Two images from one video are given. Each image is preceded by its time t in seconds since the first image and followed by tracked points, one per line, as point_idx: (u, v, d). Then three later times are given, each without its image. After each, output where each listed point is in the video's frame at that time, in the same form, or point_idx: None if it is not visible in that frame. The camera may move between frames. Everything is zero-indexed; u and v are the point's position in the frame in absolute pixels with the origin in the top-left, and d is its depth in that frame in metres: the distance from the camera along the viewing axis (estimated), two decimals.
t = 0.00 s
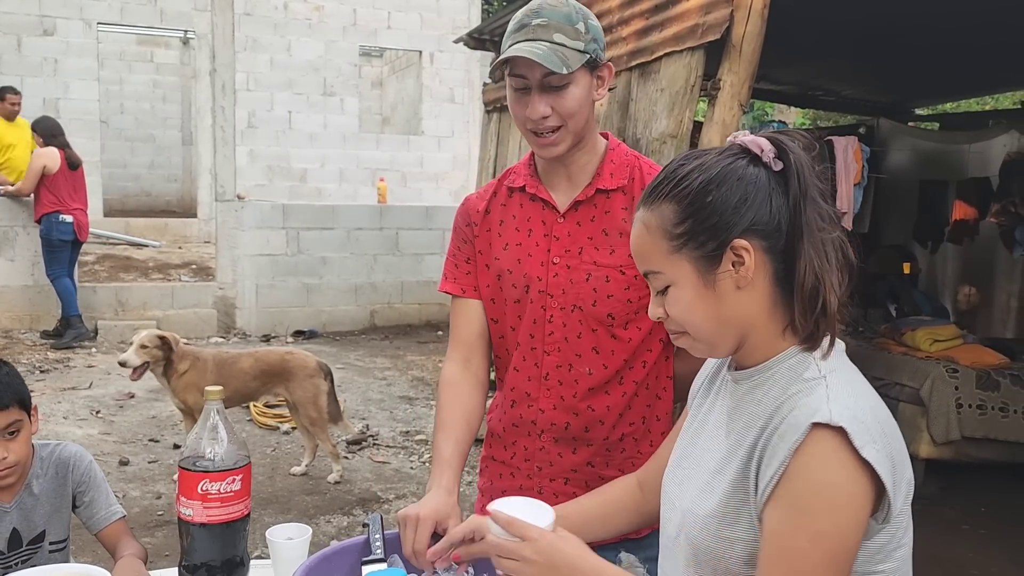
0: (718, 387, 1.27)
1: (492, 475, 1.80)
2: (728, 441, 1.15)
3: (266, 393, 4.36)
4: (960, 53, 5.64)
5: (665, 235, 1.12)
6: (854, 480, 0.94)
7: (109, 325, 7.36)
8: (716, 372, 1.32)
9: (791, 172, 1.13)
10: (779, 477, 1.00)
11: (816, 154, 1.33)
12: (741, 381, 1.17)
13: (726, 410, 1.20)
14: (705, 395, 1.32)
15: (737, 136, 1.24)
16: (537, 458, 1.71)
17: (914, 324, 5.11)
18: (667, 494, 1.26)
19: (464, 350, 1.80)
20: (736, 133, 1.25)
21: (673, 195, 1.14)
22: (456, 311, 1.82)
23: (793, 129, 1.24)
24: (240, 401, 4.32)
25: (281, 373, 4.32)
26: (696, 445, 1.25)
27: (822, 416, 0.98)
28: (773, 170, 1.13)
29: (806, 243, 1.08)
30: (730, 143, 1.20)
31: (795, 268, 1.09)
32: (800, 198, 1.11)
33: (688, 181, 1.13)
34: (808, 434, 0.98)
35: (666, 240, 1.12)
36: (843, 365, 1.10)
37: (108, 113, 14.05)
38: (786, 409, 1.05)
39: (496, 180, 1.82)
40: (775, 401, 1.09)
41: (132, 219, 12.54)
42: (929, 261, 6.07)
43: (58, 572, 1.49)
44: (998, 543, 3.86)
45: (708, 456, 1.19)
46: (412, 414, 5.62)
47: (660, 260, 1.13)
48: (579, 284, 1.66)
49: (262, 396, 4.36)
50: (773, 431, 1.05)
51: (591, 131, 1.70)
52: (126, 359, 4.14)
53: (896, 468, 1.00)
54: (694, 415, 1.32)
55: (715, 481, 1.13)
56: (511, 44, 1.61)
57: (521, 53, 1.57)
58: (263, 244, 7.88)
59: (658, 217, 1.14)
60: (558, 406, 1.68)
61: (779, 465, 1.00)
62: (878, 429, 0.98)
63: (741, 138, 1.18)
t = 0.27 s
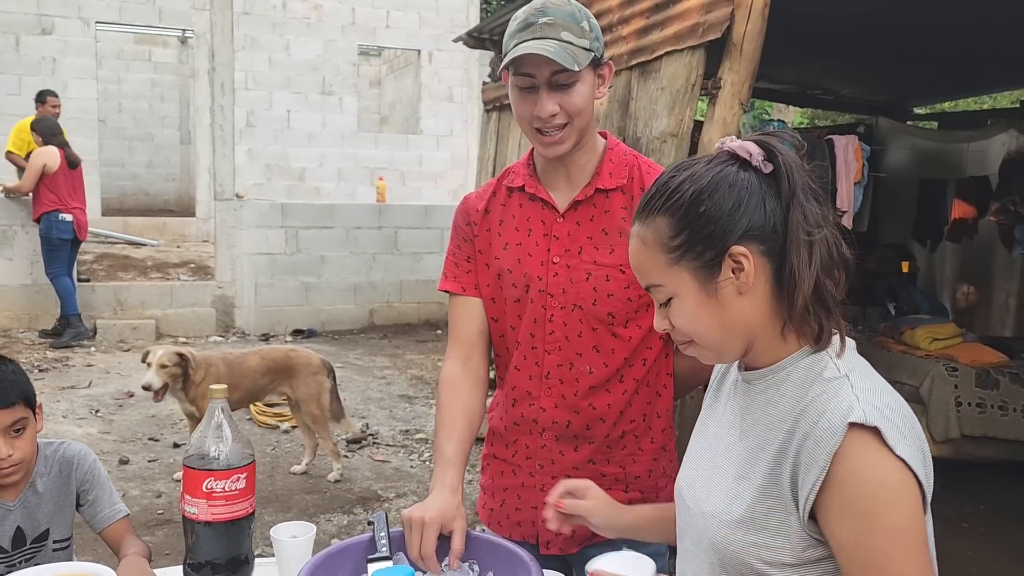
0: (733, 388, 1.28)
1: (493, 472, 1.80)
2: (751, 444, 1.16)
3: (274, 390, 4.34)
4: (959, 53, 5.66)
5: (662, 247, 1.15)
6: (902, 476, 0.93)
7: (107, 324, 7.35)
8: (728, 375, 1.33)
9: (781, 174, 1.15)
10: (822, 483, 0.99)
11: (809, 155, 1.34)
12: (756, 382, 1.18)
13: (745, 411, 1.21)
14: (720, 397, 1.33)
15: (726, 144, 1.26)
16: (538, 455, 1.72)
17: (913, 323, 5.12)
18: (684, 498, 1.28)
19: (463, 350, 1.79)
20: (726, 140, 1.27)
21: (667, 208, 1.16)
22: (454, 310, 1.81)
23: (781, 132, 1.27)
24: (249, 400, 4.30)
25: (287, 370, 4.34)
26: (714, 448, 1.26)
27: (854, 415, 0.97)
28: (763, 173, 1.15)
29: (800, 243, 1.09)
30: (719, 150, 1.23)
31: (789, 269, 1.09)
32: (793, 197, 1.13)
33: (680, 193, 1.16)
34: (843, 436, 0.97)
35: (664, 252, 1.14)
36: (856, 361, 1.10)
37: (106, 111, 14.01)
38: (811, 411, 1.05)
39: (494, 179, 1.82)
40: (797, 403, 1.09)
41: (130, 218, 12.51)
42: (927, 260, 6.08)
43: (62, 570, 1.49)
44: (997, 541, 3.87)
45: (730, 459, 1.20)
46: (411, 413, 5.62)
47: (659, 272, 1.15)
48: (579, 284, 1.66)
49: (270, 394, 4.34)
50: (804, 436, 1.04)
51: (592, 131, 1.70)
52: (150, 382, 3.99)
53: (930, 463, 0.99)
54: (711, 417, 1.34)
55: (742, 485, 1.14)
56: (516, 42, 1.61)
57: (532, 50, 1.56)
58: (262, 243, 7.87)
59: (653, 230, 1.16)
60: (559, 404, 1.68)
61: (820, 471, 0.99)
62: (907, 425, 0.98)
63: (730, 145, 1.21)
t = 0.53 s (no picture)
0: (743, 382, 1.30)
1: (496, 467, 1.81)
2: (756, 437, 1.18)
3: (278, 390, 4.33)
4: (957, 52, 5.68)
5: (661, 249, 1.17)
6: (895, 470, 0.94)
7: (106, 323, 7.34)
8: (739, 370, 1.35)
9: (779, 173, 1.15)
10: (817, 476, 1.00)
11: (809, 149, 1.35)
12: (762, 377, 1.20)
13: (751, 405, 1.22)
14: (731, 391, 1.35)
15: (727, 141, 1.27)
16: (540, 450, 1.73)
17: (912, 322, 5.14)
18: (698, 490, 1.30)
19: (464, 344, 1.79)
20: (727, 138, 1.28)
21: (665, 211, 1.18)
22: (455, 305, 1.82)
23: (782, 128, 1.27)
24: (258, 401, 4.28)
25: (291, 367, 4.38)
26: (724, 441, 1.29)
27: (848, 412, 0.99)
28: (761, 173, 1.16)
29: (796, 242, 1.10)
30: (719, 151, 1.24)
31: (786, 267, 1.10)
32: (790, 196, 1.13)
33: (678, 195, 1.17)
34: (837, 430, 0.99)
35: (664, 254, 1.16)
36: (862, 356, 1.11)
37: (104, 111, 14.00)
38: (809, 406, 1.07)
39: (494, 176, 1.83)
40: (797, 396, 1.11)
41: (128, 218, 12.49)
42: (925, 258, 6.08)
43: (68, 564, 1.50)
44: (995, 538, 3.89)
45: (737, 452, 1.22)
46: (411, 411, 5.63)
47: (660, 273, 1.17)
48: (579, 278, 1.67)
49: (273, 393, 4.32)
50: (801, 431, 1.06)
51: (592, 127, 1.70)
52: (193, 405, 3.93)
53: (926, 456, 1.00)
54: (723, 411, 1.36)
55: (746, 477, 1.16)
56: (520, 37, 1.61)
57: (539, 44, 1.57)
58: (261, 242, 7.87)
59: (653, 232, 1.19)
60: (561, 399, 1.70)
61: (815, 465, 1.00)
62: (903, 421, 0.99)
63: (729, 145, 1.21)
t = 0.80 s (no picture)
0: (749, 374, 1.31)
1: (498, 464, 1.82)
2: (756, 427, 1.19)
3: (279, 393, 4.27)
4: (955, 51, 5.69)
5: (675, 243, 1.18)
6: (880, 464, 0.96)
7: (105, 322, 7.34)
8: (748, 362, 1.36)
9: (792, 171, 1.16)
10: (809, 467, 1.02)
11: (818, 147, 1.36)
12: (767, 369, 1.21)
13: (754, 396, 1.24)
14: (738, 382, 1.36)
15: (741, 138, 1.28)
16: (542, 445, 1.74)
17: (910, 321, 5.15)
18: (703, 479, 1.32)
19: (466, 342, 1.80)
20: (740, 135, 1.29)
21: (679, 206, 1.19)
22: (456, 302, 1.83)
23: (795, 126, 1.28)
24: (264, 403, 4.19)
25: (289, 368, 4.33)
26: (728, 431, 1.30)
27: (842, 406, 1.00)
28: (774, 170, 1.17)
29: (806, 239, 1.11)
30: (732, 148, 1.25)
31: (796, 264, 1.11)
32: (802, 194, 1.14)
33: (692, 190, 1.19)
34: (829, 424, 1.00)
35: (677, 248, 1.18)
36: (865, 352, 1.12)
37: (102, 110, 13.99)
38: (807, 398, 1.08)
39: (495, 174, 1.84)
40: (797, 389, 1.12)
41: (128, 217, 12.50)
42: (923, 257, 6.11)
43: (73, 560, 1.51)
44: (993, 536, 3.91)
45: (738, 442, 1.24)
46: (411, 410, 5.64)
47: (673, 267, 1.19)
48: (579, 274, 1.68)
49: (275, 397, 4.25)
50: (796, 423, 1.08)
51: (592, 124, 1.71)
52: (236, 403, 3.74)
53: (921, 452, 1.01)
54: (729, 402, 1.37)
55: (746, 466, 1.18)
56: (525, 30, 1.62)
57: (543, 35, 1.59)
58: (260, 242, 7.88)
59: (668, 226, 1.20)
60: (562, 395, 1.71)
61: (808, 456, 1.02)
62: (899, 417, 1.00)
63: (742, 142, 1.22)
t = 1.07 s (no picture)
0: (763, 374, 1.32)
1: (501, 461, 1.83)
2: (767, 427, 1.21)
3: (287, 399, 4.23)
4: (953, 51, 5.70)
5: (702, 242, 1.19)
6: (891, 473, 0.98)
7: (105, 321, 7.34)
8: (762, 362, 1.37)
9: (823, 177, 1.16)
10: (821, 470, 1.04)
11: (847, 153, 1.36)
12: (782, 370, 1.22)
13: (767, 396, 1.25)
14: (751, 381, 1.38)
15: (772, 141, 1.28)
16: (545, 443, 1.75)
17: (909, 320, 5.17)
18: (711, 474, 1.34)
19: (469, 338, 1.81)
20: (772, 138, 1.29)
21: (708, 205, 1.20)
22: (460, 299, 1.84)
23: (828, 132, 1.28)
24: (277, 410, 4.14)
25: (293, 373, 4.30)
26: (738, 429, 1.31)
27: (857, 412, 1.02)
28: (805, 175, 1.17)
29: (833, 244, 1.11)
30: (764, 150, 1.25)
31: (820, 269, 1.12)
32: (831, 200, 1.15)
33: (722, 190, 1.19)
34: (843, 429, 1.02)
35: (704, 246, 1.19)
36: (880, 359, 1.13)
37: (100, 109, 13.98)
38: (821, 402, 1.10)
39: (498, 172, 1.84)
40: (812, 392, 1.13)
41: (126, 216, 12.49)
42: (922, 257, 6.10)
43: (79, 557, 1.51)
44: (991, 533, 3.93)
45: (748, 440, 1.25)
46: (410, 409, 5.65)
47: (699, 264, 1.20)
48: (583, 273, 1.69)
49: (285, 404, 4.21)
50: (809, 425, 1.09)
51: (597, 120, 1.71)
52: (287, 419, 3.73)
53: (931, 461, 1.03)
54: (740, 401, 1.38)
55: (755, 464, 1.19)
56: (541, 16, 1.64)
57: (562, 21, 1.62)
58: (260, 241, 7.89)
59: (696, 224, 1.21)
60: (565, 392, 1.72)
61: (820, 459, 1.04)
62: (911, 426, 1.02)
63: (774, 145, 1.22)
